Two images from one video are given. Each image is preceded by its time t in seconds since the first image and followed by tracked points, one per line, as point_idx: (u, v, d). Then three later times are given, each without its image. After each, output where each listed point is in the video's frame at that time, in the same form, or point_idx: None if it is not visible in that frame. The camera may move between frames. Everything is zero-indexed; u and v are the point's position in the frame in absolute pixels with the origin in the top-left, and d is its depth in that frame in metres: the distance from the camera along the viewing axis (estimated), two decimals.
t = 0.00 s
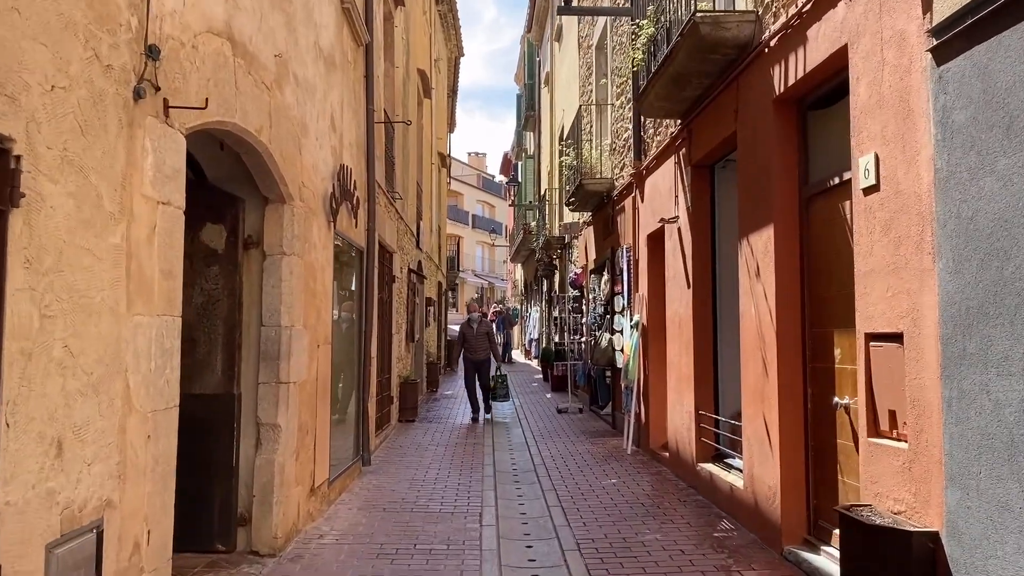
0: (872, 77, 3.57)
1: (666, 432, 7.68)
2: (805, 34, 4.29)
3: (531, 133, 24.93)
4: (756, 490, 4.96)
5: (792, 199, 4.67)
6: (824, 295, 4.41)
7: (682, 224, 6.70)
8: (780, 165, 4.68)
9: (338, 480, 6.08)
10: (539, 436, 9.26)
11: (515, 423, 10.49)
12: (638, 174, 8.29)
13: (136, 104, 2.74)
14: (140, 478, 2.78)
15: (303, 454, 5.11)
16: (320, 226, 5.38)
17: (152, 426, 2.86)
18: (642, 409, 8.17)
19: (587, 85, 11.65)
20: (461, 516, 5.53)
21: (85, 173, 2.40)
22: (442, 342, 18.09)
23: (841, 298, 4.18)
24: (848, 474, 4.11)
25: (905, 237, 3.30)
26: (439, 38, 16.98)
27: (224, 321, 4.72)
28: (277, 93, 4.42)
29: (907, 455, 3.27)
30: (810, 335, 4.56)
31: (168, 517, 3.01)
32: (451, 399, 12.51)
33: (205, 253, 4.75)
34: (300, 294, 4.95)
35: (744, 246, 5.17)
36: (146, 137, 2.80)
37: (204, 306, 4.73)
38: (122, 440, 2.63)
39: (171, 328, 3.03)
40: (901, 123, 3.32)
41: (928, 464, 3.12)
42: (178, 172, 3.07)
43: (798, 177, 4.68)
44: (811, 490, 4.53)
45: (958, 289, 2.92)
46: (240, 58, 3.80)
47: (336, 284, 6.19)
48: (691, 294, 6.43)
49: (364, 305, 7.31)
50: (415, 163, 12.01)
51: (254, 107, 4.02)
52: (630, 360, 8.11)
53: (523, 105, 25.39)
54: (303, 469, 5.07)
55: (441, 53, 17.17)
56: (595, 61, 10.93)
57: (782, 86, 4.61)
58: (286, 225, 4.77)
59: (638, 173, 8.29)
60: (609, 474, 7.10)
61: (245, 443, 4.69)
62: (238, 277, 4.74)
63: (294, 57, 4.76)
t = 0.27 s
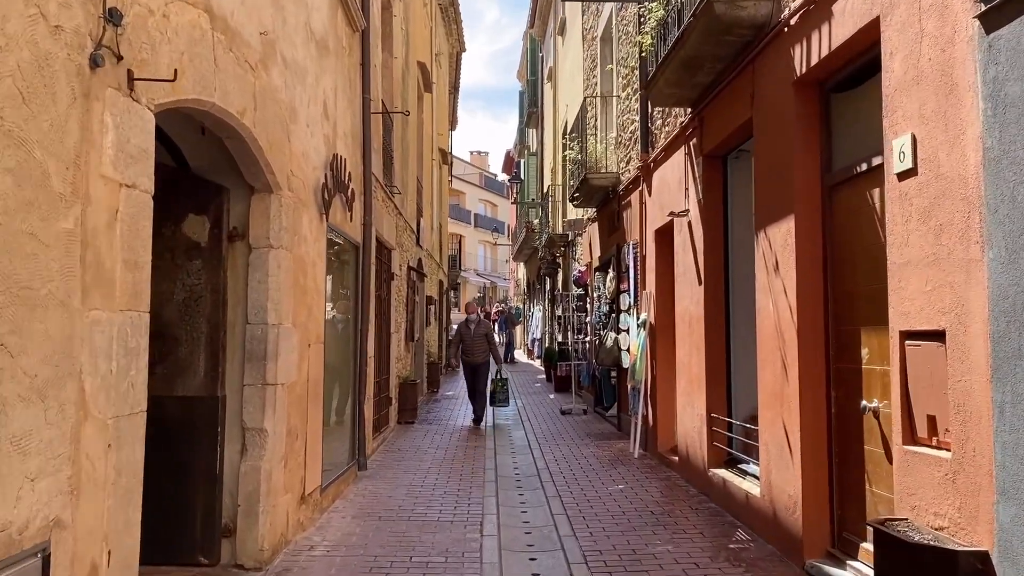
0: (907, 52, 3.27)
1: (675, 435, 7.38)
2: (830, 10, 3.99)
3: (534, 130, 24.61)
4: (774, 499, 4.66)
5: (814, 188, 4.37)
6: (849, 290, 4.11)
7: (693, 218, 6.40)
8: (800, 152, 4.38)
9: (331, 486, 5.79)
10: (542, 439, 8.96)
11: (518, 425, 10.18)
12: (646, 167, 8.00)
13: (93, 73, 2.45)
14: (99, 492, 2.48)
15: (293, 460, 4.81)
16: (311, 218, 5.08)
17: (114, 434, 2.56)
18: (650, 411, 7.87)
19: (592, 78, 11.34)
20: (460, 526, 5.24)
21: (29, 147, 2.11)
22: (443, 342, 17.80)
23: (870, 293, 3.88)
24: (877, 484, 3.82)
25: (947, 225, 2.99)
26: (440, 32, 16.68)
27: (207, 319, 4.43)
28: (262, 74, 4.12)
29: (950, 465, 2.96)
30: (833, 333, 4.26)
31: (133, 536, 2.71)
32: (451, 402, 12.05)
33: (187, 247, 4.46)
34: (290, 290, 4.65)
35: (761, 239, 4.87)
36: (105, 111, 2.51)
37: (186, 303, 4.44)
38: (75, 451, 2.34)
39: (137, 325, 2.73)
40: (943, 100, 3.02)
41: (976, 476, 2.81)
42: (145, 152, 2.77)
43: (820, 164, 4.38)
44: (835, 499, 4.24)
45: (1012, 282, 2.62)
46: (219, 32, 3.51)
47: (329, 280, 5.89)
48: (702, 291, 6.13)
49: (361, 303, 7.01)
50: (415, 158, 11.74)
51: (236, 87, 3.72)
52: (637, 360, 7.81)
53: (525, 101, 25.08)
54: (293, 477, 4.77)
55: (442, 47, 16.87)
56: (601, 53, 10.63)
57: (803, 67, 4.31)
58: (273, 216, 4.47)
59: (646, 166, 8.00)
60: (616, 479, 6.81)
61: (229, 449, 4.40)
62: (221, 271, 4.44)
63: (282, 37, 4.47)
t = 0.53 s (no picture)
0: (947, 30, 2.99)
1: (684, 442, 7.09)
2: None
3: (536, 128, 24.31)
4: (794, 514, 4.37)
5: (838, 182, 4.09)
6: (876, 291, 3.82)
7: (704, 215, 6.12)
8: (823, 143, 4.09)
9: (324, 498, 5.51)
10: (545, 444, 8.68)
11: (520, 430, 9.88)
12: (653, 163, 7.72)
13: (39, 46, 2.16)
14: (46, 521, 2.19)
15: (281, 472, 4.52)
16: (301, 215, 4.79)
17: (66, 454, 2.28)
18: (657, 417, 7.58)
19: (596, 73, 11.06)
20: (460, 540, 4.96)
21: None
22: (444, 343, 17.51)
23: (901, 295, 3.59)
24: (910, 501, 3.52)
25: (996, 220, 2.70)
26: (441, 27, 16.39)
27: (188, 322, 4.15)
28: (246, 60, 3.84)
29: (1000, 486, 2.67)
30: (859, 337, 3.97)
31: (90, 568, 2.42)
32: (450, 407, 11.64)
33: (167, 245, 4.18)
34: (277, 291, 4.37)
35: (779, 237, 4.59)
36: (55, 90, 2.23)
37: (166, 305, 4.16)
38: (15, 477, 2.05)
39: (95, 331, 2.44)
40: (991, 81, 2.73)
41: None
42: (104, 138, 2.49)
43: (844, 156, 4.09)
44: (860, 516, 3.95)
45: None
46: (195, 11, 3.22)
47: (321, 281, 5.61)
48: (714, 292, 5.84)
49: (356, 305, 6.72)
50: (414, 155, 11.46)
51: (216, 72, 3.44)
52: (644, 363, 7.52)
53: (527, 99, 24.79)
54: (281, 490, 4.48)
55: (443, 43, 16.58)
56: (605, 46, 10.35)
57: (826, 53, 4.03)
58: (259, 212, 4.19)
59: (652, 162, 7.71)
60: (623, 488, 6.52)
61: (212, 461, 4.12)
62: (203, 271, 4.16)
63: (268, 21, 4.18)
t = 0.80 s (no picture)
0: None
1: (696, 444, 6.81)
2: None
3: (539, 125, 24.00)
4: (821, 522, 4.08)
5: (870, 165, 3.80)
6: (914, 283, 3.54)
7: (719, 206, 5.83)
8: (854, 125, 3.81)
9: (319, 503, 5.22)
10: (551, 445, 8.39)
11: (524, 430, 9.59)
12: (663, 154, 7.43)
13: None
14: None
15: (272, 477, 4.23)
16: (294, 203, 4.50)
17: (14, 462, 1.99)
18: (667, 418, 7.29)
19: (601, 65, 10.79)
20: (463, 549, 4.67)
21: None
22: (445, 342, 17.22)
23: (945, 286, 3.30)
24: (954, 510, 3.24)
25: None
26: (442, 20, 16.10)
27: (172, 316, 3.85)
28: (233, 32, 3.55)
29: None
30: (894, 333, 3.68)
31: None
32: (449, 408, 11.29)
33: (149, 233, 3.89)
34: (268, 283, 4.08)
35: (804, 226, 4.30)
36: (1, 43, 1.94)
37: (148, 298, 3.87)
38: None
39: (51, 322, 2.16)
40: None
41: None
42: (63, 103, 2.20)
43: (876, 138, 3.81)
44: (895, 525, 3.66)
45: None
46: None
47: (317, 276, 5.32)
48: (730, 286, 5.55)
49: (353, 302, 6.43)
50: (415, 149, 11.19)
51: (198, 42, 3.15)
52: (653, 362, 7.24)
53: (530, 96, 24.49)
54: (272, 496, 4.19)
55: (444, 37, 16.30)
56: (611, 36, 10.06)
57: (857, 26, 3.74)
58: (248, 198, 3.89)
59: (663, 152, 7.43)
60: (634, 492, 6.22)
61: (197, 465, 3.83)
62: (188, 260, 3.86)
63: None
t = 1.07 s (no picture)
0: None
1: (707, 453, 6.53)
2: None
3: (541, 124, 23.69)
4: (848, 545, 3.79)
5: (904, 161, 3.52)
6: (953, 289, 3.25)
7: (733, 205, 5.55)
8: (886, 116, 3.52)
9: (311, 520, 4.94)
10: (554, 453, 8.11)
11: (527, 437, 9.31)
12: (672, 151, 7.15)
13: None
14: None
15: (258, 495, 3.95)
16: (283, 202, 4.22)
17: None
18: (676, 425, 7.01)
19: (606, 60, 10.49)
20: (463, 570, 4.38)
21: None
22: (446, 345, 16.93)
23: (989, 292, 3.02)
24: (999, 537, 2.96)
25: None
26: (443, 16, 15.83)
27: (149, 323, 3.56)
28: (214, 16, 3.27)
29: None
30: (929, 342, 3.40)
31: None
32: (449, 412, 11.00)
33: (125, 234, 3.61)
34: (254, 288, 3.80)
35: (829, 227, 4.02)
36: None
37: (123, 303, 3.59)
38: None
39: None
40: None
41: None
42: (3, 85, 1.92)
43: (910, 132, 3.52)
44: (931, 550, 3.38)
45: None
46: None
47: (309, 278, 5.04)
48: (746, 290, 5.27)
49: (348, 305, 6.14)
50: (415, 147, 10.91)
51: (172, 24, 2.87)
52: (662, 367, 6.95)
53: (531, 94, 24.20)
54: (259, 516, 3.91)
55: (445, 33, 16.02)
56: (616, 31, 9.77)
57: (890, 10, 3.45)
58: (231, 196, 3.61)
59: (671, 150, 7.15)
60: (642, 504, 5.94)
61: (176, 485, 3.55)
62: (166, 263, 3.58)
63: None
